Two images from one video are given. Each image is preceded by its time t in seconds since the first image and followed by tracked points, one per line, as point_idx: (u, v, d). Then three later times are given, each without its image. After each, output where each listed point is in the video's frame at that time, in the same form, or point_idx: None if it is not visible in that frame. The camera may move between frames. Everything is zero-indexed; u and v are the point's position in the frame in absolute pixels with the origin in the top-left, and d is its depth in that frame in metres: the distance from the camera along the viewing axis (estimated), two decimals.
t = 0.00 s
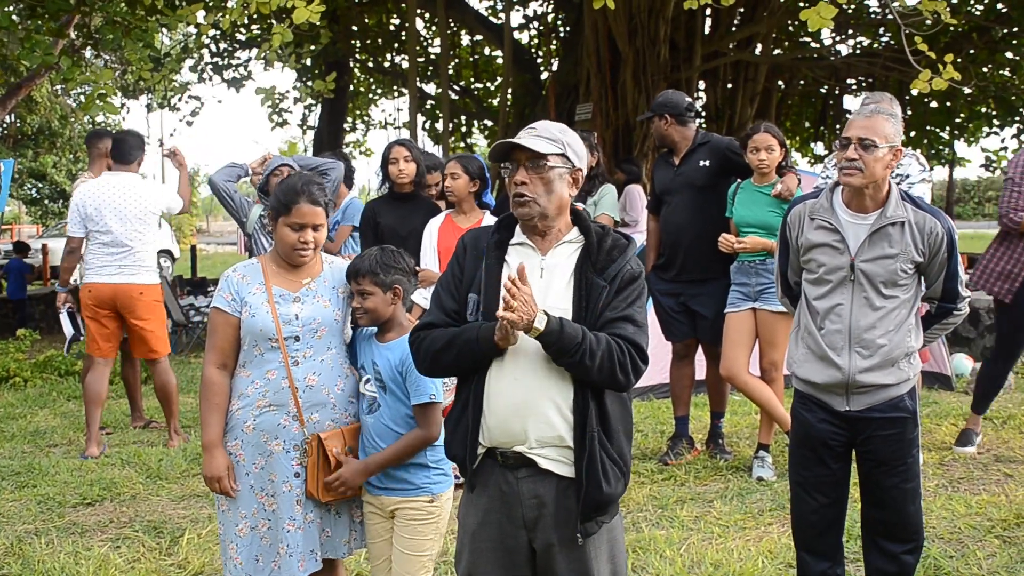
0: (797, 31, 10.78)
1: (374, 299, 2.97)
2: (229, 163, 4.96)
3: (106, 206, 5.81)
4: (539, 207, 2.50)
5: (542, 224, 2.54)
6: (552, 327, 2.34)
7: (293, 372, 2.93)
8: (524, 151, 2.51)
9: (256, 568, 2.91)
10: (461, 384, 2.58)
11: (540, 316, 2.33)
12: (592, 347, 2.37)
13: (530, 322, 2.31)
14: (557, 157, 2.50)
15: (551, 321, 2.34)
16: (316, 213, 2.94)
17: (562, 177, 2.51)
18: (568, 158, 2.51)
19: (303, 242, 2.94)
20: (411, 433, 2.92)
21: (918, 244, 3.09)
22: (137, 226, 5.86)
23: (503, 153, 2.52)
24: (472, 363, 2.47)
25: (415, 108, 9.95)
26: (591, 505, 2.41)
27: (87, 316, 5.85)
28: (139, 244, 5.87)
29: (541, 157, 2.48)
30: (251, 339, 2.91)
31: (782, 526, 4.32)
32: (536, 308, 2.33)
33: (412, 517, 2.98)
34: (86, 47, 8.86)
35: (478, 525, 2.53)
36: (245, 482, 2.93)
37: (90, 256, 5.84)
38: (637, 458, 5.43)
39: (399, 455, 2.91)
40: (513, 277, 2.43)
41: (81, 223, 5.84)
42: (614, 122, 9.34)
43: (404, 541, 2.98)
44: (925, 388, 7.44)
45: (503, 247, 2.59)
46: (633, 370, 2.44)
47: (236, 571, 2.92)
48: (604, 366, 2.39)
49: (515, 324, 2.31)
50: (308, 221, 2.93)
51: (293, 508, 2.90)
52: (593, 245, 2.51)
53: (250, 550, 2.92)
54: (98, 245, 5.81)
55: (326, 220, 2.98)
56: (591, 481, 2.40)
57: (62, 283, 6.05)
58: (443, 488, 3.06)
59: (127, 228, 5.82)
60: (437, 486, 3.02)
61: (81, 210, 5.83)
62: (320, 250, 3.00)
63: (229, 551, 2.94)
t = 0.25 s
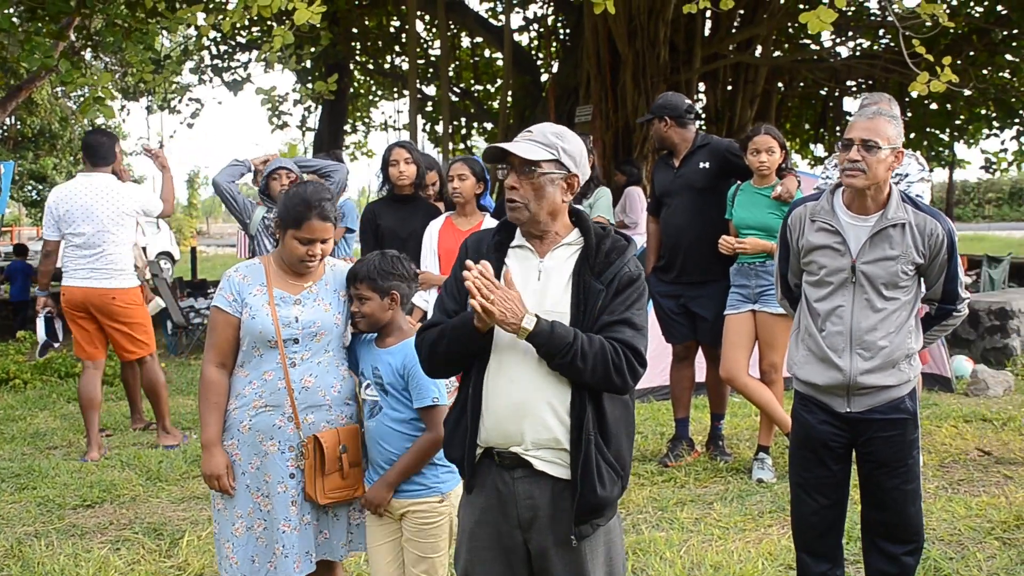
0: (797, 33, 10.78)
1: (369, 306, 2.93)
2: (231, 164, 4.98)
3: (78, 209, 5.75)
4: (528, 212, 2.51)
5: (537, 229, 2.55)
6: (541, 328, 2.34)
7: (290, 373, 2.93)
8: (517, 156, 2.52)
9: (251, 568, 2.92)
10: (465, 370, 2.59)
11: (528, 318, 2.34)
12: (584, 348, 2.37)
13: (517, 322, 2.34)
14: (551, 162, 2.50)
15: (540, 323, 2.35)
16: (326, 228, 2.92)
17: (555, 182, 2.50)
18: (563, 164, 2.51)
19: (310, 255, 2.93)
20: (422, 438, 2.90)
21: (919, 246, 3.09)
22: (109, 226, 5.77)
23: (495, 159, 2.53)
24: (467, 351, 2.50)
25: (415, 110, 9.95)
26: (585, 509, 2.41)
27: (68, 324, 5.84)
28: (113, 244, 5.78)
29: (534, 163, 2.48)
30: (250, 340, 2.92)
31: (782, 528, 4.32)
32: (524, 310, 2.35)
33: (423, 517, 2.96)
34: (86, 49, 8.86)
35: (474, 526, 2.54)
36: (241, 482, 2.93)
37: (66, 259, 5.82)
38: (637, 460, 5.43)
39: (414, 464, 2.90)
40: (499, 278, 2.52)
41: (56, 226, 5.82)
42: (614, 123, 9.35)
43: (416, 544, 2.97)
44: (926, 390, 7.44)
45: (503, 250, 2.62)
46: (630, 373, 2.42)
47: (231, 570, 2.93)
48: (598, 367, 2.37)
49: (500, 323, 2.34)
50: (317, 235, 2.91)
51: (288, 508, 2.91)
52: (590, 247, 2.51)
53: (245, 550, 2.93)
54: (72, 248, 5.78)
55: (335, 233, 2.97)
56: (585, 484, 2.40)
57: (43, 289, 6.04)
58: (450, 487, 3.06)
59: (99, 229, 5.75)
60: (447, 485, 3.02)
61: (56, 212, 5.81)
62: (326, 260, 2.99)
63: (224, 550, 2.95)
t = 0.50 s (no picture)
0: (796, 34, 10.78)
1: (355, 313, 2.97)
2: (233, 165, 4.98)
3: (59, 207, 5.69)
4: (512, 204, 2.50)
5: (523, 225, 2.54)
6: (528, 325, 2.35)
7: (289, 372, 2.93)
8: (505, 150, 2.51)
9: (242, 566, 2.90)
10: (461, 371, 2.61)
11: (515, 315, 2.35)
12: (568, 350, 2.36)
13: (503, 320, 2.34)
14: (540, 158, 2.49)
15: (528, 320, 2.35)
16: (327, 228, 2.92)
17: (541, 178, 2.49)
18: (552, 161, 2.49)
19: (310, 254, 2.93)
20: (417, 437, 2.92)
21: (918, 246, 3.09)
22: (88, 224, 5.68)
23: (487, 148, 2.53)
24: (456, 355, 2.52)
25: (414, 109, 9.94)
26: (575, 510, 2.41)
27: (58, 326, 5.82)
28: (93, 241, 5.69)
29: (523, 156, 2.48)
30: (248, 339, 2.91)
31: (781, 528, 4.33)
32: (511, 307, 2.36)
33: (424, 515, 3.02)
34: (85, 48, 8.86)
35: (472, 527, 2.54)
36: (238, 481, 2.92)
37: (53, 259, 5.80)
38: (636, 459, 5.44)
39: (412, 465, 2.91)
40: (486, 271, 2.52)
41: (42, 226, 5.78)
42: (613, 124, 9.35)
43: (420, 542, 3.04)
44: (924, 390, 7.44)
45: (490, 250, 2.63)
46: (614, 375, 2.39)
47: (225, 567, 2.92)
48: (580, 370, 2.35)
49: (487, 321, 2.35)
50: (318, 235, 2.91)
51: (286, 505, 2.91)
52: (574, 245, 2.49)
53: (238, 548, 2.91)
54: (57, 248, 5.74)
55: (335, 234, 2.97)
56: (574, 486, 2.39)
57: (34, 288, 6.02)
58: (450, 482, 3.11)
59: (79, 227, 5.67)
60: (446, 481, 3.07)
61: (41, 211, 5.78)
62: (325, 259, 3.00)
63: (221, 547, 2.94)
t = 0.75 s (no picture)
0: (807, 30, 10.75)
1: (360, 308, 2.98)
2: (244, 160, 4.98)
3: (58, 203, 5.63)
4: (501, 207, 2.50)
5: (514, 228, 2.53)
6: (519, 338, 2.36)
7: (298, 365, 2.94)
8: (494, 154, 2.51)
9: (258, 558, 2.91)
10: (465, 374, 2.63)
11: (505, 330, 2.36)
12: (560, 358, 2.36)
13: (494, 336, 2.36)
14: (529, 163, 2.48)
15: (518, 333, 2.37)
16: (327, 212, 2.94)
17: (530, 182, 2.48)
18: (541, 164, 2.48)
19: (314, 241, 2.95)
20: (411, 435, 2.94)
21: (930, 244, 3.08)
22: (83, 219, 5.58)
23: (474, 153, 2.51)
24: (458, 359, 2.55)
25: (424, 105, 9.95)
26: (578, 508, 2.42)
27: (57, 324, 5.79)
28: (87, 236, 5.58)
29: (510, 162, 2.47)
30: (256, 332, 2.92)
31: (789, 525, 4.32)
32: (500, 322, 2.36)
33: (427, 507, 3.05)
34: (96, 42, 8.88)
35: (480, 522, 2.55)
36: (249, 474, 2.93)
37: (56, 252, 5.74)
38: (644, 455, 5.44)
39: (416, 466, 2.93)
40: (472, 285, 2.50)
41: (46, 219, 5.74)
42: (623, 120, 9.35)
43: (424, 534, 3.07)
44: (934, 388, 7.42)
45: (485, 252, 2.63)
46: (607, 381, 2.37)
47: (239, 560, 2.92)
48: (573, 379, 2.35)
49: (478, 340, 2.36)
50: (319, 221, 2.93)
51: (297, 497, 2.92)
52: (564, 247, 2.48)
53: (252, 541, 2.92)
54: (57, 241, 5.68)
55: (336, 219, 2.99)
56: (575, 485, 2.40)
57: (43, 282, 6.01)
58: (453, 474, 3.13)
59: (74, 222, 5.58)
60: (449, 473, 3.09)
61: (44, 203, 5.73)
62: (328, 248, 3.01)
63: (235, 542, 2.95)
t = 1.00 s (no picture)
0: (813, 32, 10.73)
1: (382, 306, 3.04)
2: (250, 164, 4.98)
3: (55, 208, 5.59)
4: (485, 226, 2.51)
5: (502, 244, 2.53)
6: (513, 359, 2.39)
7: (303, 365, 2.95)
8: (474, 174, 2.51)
9: (265, 560, 2.91)
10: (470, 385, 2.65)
11: (499, 352, 2.39)
12: (555, 376, 2.38)
13: (490, 359, 2.39)
14: (510, 180, 2.47)
15: (513, 353, 2.40)
16: (317, 201, 2.97)
17: (512, 199, 2.47)
18: (523, 180, 2.47)
19: (307, 231, 2.96)
20: (420, 434, 2.98)
21: (936, 246, 3.08)
22: (76, 222, 5.50)
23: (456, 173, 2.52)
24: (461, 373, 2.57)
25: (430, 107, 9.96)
26: (587, 511, 2.42)
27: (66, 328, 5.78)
28: (80, 239, 5.49)
29: (491, 181, 2.47)
30: (261, 333, 2.93)
31: (795, 527, 4.32)
32: (494, 344, 2.40)
33: (433, 508, 3.07)
34: (104, 45, 8.91)
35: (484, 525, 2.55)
36: (255, 475, 2.93)
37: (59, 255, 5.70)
38: (649, 458, 5.44)
39: (427, 460, 2.97)
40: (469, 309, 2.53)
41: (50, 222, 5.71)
42: (628, 122, 9.35)
43: (429, 536, 3.09)
44: (940, 390, 7.41)
45: (478, 267, 2.65)
46: (607, 391, 2.37)
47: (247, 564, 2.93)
48: (572, 393, 2.36)
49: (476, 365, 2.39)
50: (310, 209, 2.95)
51: (301, 498, 2.93)
52: (552, 259, 2.47)
53: (258, 543, 2.92)
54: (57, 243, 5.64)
55: (328, 208, 3.01)
56: (582, 489, 2.41)
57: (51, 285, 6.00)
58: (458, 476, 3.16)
59: (68, 226, 5.51)
60: (454, 474, 3.12)
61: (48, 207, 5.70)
62: (325, 241, 3.02)
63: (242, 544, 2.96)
